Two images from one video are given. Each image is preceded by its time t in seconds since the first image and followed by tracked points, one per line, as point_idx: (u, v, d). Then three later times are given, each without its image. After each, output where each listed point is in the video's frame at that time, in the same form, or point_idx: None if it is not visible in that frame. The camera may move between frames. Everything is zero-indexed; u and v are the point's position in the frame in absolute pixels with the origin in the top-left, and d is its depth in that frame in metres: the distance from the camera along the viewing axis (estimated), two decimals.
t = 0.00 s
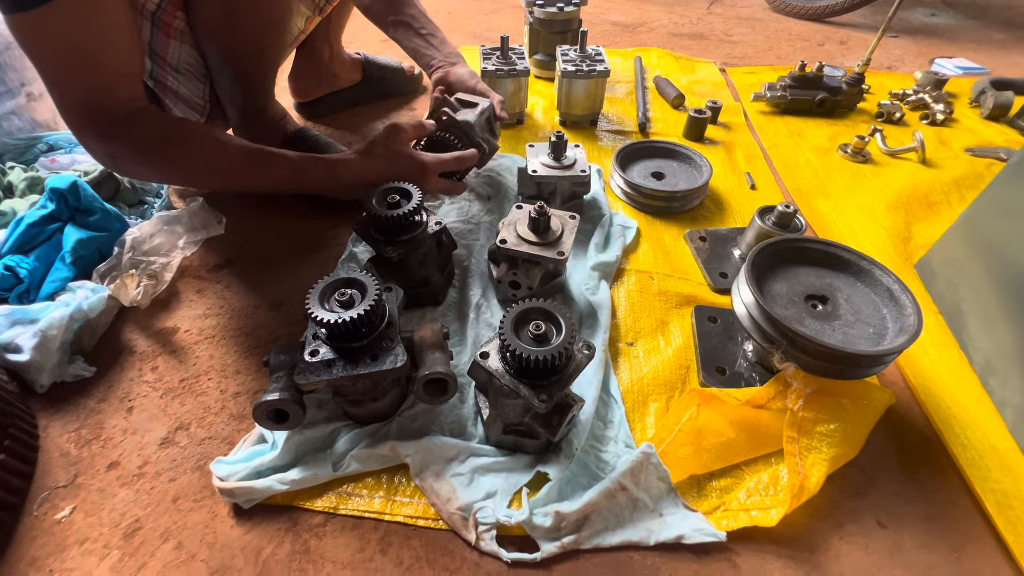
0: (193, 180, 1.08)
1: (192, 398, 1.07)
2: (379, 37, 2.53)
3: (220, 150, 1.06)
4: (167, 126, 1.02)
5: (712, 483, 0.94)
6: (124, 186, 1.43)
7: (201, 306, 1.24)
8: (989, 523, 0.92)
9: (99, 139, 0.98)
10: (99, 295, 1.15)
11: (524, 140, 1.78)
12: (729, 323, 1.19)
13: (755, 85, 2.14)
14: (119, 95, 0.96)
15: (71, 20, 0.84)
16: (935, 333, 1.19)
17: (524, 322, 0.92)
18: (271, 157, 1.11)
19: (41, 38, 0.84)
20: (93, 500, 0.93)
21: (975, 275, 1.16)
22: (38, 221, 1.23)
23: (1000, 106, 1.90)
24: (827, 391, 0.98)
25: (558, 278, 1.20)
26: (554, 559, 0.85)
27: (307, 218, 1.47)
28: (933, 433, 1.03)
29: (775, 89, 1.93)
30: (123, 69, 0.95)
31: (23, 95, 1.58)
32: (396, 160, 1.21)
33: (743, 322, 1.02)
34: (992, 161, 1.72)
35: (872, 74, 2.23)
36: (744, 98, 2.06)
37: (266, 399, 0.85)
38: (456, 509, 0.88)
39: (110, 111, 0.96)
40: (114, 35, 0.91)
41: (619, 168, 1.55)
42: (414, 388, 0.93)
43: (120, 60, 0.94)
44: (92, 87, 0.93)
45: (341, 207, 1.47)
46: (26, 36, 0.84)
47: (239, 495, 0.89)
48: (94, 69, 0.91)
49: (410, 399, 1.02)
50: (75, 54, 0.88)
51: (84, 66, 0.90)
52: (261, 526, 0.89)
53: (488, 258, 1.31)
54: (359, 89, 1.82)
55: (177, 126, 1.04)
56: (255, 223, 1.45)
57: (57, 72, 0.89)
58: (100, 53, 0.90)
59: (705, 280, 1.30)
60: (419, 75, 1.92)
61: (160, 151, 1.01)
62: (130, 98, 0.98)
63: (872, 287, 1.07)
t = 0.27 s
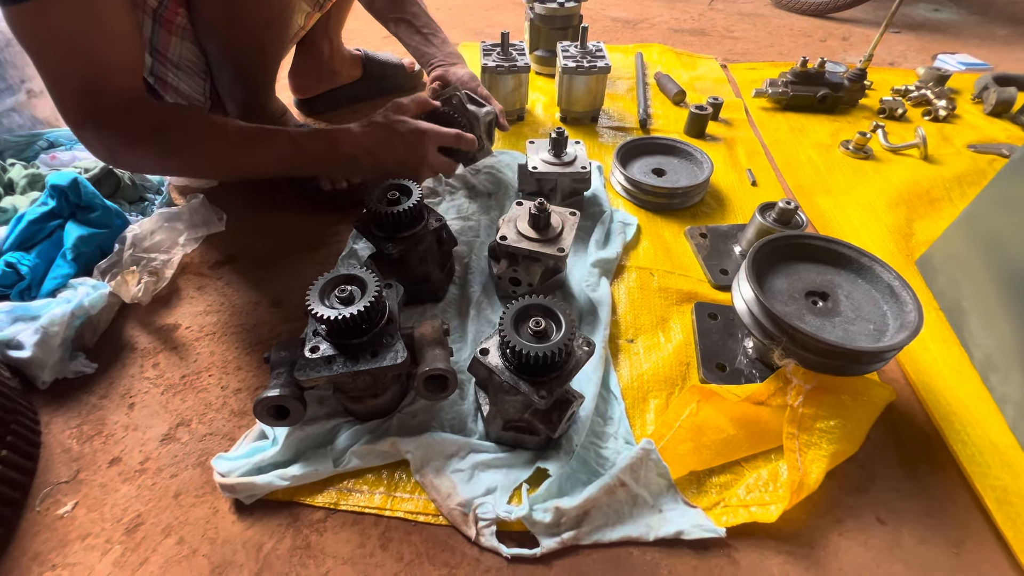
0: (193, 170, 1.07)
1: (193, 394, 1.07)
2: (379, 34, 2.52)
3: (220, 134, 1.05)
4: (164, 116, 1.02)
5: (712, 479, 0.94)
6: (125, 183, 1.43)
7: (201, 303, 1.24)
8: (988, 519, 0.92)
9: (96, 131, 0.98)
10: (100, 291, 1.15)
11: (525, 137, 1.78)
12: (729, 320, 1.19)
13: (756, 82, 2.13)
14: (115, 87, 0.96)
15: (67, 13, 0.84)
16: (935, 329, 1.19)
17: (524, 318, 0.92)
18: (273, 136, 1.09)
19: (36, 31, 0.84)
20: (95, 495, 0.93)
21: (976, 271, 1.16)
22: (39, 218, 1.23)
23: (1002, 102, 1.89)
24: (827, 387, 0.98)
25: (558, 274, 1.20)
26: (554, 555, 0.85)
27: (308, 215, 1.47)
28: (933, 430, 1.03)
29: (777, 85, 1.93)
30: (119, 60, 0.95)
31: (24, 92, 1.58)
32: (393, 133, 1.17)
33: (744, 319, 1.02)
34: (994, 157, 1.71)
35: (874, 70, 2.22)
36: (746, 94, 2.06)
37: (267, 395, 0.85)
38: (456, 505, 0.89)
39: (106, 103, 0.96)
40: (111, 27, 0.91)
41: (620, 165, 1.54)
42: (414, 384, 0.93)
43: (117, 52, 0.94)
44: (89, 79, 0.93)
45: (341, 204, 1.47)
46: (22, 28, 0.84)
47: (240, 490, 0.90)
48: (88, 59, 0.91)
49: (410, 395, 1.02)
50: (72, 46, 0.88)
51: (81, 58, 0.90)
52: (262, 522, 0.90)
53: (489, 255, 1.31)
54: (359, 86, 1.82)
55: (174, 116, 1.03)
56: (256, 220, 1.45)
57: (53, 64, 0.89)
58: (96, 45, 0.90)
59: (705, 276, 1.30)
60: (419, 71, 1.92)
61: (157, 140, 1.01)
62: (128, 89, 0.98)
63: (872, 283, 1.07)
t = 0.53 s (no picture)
0: (202, 154, 1.02)
1: (192, 391, 1.07)
2: (378, 31, 2.52)
3: (233, 119, 0.99)
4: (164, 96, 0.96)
5: (710, 475, 0.94)
6: (123, 180, 1.43)
7: (200, 300, 1.24)
8: (984, 515, 0.92)
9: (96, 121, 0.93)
10: (98, 288, 1.15)
11: (524, 134, 1.78)
12: (727, 316, 1.19)
13: (755, 79, 2.13)
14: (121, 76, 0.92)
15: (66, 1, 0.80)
16: (933, 326, 1.19)
17: (522, 315, 0.92)
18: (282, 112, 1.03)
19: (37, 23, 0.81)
20: (94, 492, 0.93)
21: (974, 268, 1.16)
22: (37, 215, 1.23)
23: (1002, 99, 1.89)
24: (824, 383, 0.99)
25: (556, 271, 1.20)
26: (552, 550, 0.86)
27: (306, 212, 1.47)
28: (929, 426, 1.03)
29: (776, 82, 1.93)
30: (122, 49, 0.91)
31: (21, 89, 1.58)
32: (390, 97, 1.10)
33: (742, 316, 1.02)
34: (993, 154, 1.71)
35: (873, 67, 2.22)
36: (745, 91, 2.05)
37: (265, 391, 0.86)
38: (455, 501, 0.89)
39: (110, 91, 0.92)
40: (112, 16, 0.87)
41: (619, 162, 1.54)
42: (412, 381, 0.93)
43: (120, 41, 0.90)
44: (92, 69, 0.89)
45: (339, 201, 1.46)
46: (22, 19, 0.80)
47: (239, 487, 0.90)
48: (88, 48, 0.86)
49: (408, 392, 1.02)
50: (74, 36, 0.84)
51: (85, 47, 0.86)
52: (260, 518, 0.90)
53: (487, 252, 1.31)
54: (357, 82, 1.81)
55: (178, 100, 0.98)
56: (254, 217, 1.45)
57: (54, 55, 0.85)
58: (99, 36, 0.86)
59: (704, 273, 1.30)
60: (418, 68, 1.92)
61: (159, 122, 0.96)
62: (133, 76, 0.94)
63: (870, 280, 1.07)
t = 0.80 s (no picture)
0: (196, 148, 0.97)
1: (192, 389, 1.07)
2: (378, 30, 2.52)
3: (226, 110, 0.95)
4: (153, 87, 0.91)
5: (708, 473, 0.95)
6: (123, 180, 1.43)
7: (200, 299, 1.24)
8: (981, 512, 0.93)
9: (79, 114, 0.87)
10: (98, 287, 1.15)
11: (523, 133, 1.78)
12: (726, 315, 1.20)
13: (755, 78, 2.13)
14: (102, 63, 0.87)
15: None
16: (930, 324, 1.20)
17: (520, 313, 0.92)
18: (275, 101, 0.99)
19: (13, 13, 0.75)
20: (95, 489, 0.94)
21: (971, 267, 1.17)
22: (37, 214, 1.24)
23: (1000, 99, 1.89)
24: (822, 381, 0.99)
25: (555, 270, 1.20)
26: (550, 547, 0.86)
27: (306, 211, 1.47)
28: (927, 424, 1.04)
29: (775, 82, 1.93)
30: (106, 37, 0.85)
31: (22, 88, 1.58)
32: (387, 91, 1.10)
33: (739, 314, 1.02)
34: (991, 153, 1.72)
35: (872, 67, 2.22)
36: (744, 90, 2.06)
37: (265, 389, 0.86)
38: (454, 498, 0.89)
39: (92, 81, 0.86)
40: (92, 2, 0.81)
41: (618, 161, 1.55)
42: (412, 379, 0.93)
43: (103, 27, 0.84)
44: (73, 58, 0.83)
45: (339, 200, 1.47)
46: None
47: (239, 484, 0.90)
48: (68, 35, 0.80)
49: (408, 390, 1.03)
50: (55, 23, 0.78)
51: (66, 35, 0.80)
52: (261, 515, 0.90)
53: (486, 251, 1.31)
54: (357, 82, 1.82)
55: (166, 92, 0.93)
56: (254, 217, 1.46)
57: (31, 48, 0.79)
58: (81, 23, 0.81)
59: (702, 272, 1.31)
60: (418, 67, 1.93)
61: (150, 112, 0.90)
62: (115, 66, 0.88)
63: (868, 278, 1.07)
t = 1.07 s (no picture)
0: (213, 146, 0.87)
1: (193, 389, 1.08)
2: (377, 30, 2.52)
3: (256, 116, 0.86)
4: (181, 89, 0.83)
5: (707, 472, 0.95)
6: (124, 180, 1.43)
7: (201, 299, 1.25)
8: (979, 511, 0.93)
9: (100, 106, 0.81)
10: (100, 287, 1.16)
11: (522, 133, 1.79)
12: (725, 314, 1.20)
13: (755, 77, 2.13)
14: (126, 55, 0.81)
15: None
16: (929, 323, 1.20)
17: (520, 313, 0.93)
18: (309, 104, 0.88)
19: None
20: (97, 488, 0.94)
21: (971, 266, 1.17)
22: (39, 215, 1.24)
23: (1000, 98, 1.90)
24: (822, 380, 0.99)
25: (555, 270, 1.20)
26: (550, 546, 0.86)
27: (306, 211, 1.48)
28: (925, 423, 1.04)
29: (775, 81, 1.94)
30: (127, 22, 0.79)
31: (22, 89, 1.57)
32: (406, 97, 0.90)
33: (739, 314, 1.02)
34: (991, 152, 1.72)
35: (872, 66, 2.22)
36: (744, 89, 2.06)
37: (265, 389, 0.86)
38: (454, 497, 0.90)
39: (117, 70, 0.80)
40: None
41: (618, 161, 1.55)
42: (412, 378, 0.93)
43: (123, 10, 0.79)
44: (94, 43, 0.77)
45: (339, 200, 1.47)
46: None
47: (240, 484, 0.90)
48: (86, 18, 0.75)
49: (408, 389, 1.03)
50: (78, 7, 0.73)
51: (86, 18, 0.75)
52: (262, 514, 0.91)
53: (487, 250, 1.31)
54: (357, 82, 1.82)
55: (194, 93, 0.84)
56: (254, 216, 1.46)
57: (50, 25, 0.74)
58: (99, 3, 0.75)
59: (702, 271, 1.31)
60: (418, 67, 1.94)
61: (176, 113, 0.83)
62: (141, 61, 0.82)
63: (867, 278, 1.07)
